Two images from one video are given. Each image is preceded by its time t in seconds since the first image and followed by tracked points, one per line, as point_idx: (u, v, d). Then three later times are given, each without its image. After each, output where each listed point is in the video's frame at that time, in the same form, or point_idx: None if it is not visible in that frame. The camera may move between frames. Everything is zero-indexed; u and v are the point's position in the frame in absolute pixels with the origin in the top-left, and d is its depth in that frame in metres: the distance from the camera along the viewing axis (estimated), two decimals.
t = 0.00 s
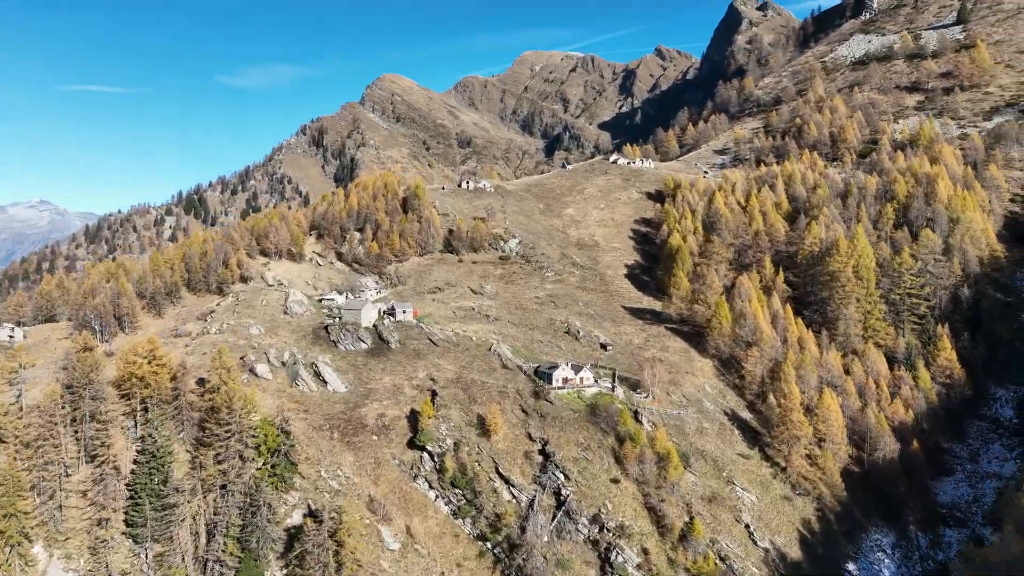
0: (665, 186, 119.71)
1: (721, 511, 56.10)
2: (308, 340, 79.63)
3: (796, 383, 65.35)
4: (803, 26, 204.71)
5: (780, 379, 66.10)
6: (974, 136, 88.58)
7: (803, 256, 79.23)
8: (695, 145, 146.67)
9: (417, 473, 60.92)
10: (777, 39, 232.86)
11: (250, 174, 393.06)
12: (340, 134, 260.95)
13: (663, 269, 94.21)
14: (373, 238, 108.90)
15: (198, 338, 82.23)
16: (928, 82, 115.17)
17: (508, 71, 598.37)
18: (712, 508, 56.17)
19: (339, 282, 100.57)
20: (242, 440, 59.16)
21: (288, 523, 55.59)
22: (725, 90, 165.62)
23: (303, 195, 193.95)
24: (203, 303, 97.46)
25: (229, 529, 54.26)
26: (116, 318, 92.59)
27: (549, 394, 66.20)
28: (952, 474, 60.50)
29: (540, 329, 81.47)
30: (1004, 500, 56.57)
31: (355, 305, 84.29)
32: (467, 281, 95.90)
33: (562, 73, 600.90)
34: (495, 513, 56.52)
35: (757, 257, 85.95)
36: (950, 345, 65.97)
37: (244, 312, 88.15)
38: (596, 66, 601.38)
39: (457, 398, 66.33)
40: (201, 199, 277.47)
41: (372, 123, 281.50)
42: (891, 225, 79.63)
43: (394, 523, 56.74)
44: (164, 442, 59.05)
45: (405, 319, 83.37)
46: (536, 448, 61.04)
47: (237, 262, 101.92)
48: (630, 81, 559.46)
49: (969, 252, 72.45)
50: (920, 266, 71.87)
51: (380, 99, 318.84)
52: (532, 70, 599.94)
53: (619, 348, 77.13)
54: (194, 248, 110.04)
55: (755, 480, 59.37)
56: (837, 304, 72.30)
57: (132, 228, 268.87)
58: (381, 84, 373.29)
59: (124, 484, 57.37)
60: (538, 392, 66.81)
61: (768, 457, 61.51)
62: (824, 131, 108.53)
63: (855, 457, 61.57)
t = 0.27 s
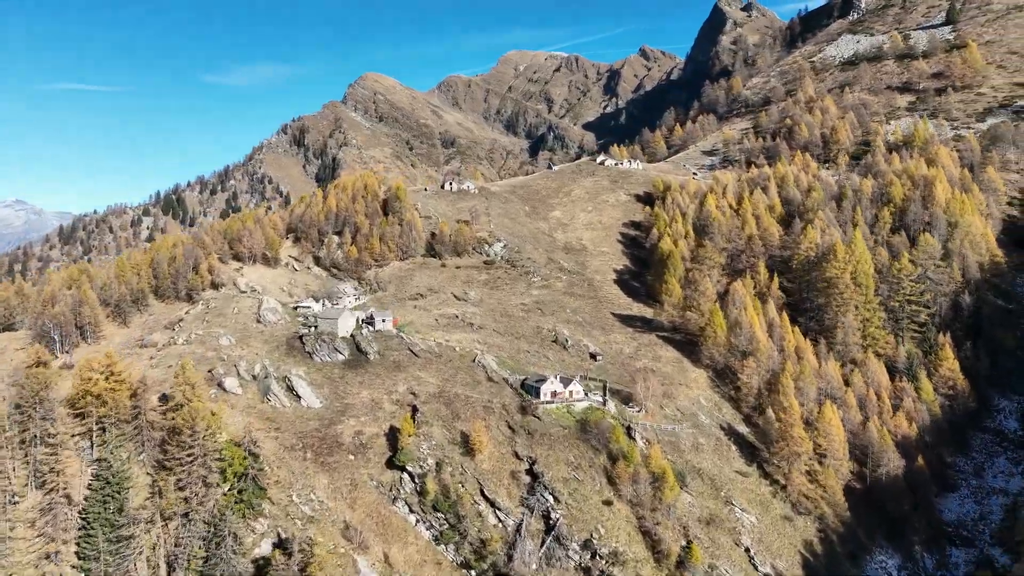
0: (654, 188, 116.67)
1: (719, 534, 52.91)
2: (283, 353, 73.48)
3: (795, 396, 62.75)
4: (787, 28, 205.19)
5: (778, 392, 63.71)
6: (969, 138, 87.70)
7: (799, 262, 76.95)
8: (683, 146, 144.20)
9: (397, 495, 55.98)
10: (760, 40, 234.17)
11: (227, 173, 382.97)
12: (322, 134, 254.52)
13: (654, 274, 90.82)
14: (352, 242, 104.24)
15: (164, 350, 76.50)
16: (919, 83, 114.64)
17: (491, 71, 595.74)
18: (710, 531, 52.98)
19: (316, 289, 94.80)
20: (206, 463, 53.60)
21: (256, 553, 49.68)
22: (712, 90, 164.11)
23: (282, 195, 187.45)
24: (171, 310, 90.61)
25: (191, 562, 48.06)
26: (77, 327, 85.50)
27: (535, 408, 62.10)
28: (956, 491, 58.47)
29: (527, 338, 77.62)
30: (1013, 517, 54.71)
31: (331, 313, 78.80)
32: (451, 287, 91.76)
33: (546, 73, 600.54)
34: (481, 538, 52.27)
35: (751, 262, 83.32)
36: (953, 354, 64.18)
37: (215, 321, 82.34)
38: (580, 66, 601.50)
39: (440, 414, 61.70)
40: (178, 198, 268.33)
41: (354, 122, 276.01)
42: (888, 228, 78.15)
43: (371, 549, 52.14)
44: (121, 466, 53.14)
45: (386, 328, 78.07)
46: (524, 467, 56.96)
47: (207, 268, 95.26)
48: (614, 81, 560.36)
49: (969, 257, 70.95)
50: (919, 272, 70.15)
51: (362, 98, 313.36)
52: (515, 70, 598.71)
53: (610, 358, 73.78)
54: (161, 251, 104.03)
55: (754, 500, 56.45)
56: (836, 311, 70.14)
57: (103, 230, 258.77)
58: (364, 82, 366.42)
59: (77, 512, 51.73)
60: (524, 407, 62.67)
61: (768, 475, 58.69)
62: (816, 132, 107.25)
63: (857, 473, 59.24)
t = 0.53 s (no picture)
0: (649, 189, 113.57)
1: (726, 560, 49.64)
2: (260, 364, 68.67)
3: (801, 409, 60.03)
4: (777, 27, 204.62)
5: (784, 404, 61.15)
6: (972, 137, 86.39)
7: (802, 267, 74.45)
8: (676, 147, 141.47)
9: (380, 520, 51.59)
10: (751, 41, 234.27)
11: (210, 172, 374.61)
12: (308, 133, 248.88)
13: (650, 279, 87.41)
14: (335, 245, 99.91)
15: (134, 360, 70.23)
16: (917, 82, 113.52)
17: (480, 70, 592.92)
18: (716, 556, 49.70)
19: (297, 295, 89.60)
20: (170, 492, 47.71)
21: None
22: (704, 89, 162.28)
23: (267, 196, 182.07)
24: (144, 318, 83.97)
25: None
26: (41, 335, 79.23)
27: (525, 424, 58.06)
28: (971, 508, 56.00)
29: (518, 346, 73.91)
30: None
31: (311, 322, 73.97)
32: (439, 293, 87.80)
33: (535, 73, 599.81)
34: (470, 567, 48.37)
35: (750, 267, 80.53)
36: (963, 363, 61.99)
37: (189, 330, 76.89)
38: (569, 65, 601.81)
39: (426, 431, 57.35)
40: (160, 198, 260.61)
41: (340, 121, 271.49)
42: (892, 231, 76.32)
43: None
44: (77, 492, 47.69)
45: (370, 338, 73.33)
46: (516, 488, 53.09)
47: (182, 273, 88.16)
48: (603, 81, 561.03)
49: (977, 262, 68.93)
50: (926, 277, 68.00)
51: (349, 96, 308.69)
52: (504, 70, 596.98)
53: (606, 368, 70.42)
54: (132, 254, 98.50)
55: (760, 520, 53.37)
56: (841, 319, 67.70)
57: (80, 231, 250.43)
58: (350, 81, 360.17)
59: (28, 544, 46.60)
60: (514, 422, 58.55)
61: (774, 493, 55.76)
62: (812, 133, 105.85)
63: (868, 490, 56.55)
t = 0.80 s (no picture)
0: (650, 190, 110.17)
1: None
2: (243, 375, 64.49)
3: (816, 423, 56.83)
4: (777, 26, 202.41)
5: (797, 418, 58.12)
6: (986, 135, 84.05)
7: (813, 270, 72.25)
8: (676, 146, 138.20)
9: (370, 545, 47.74)
10: (749, 40, 232.55)
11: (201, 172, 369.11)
12: (303, 133, 244.75)
13: (653, 283, 83.79)
14: (326, 248, 95.99)
15: (110, 371, 65.82)
16: (925, 79, 111.40)
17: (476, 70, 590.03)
18: None
19: (285, 300, 85.31)
20: (138, 520, 43.41)
21: None
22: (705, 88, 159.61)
23: (259, 197, 177.96)
24: (124, 326, 78.86)
25: None
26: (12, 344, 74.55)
27: (523, 439, 54.17)
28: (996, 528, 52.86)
29: (516, 355, 70.22)
30: None
31: (296, 329, 69.62)
32: (433, 298, 84.01)
33: (532, 73, 597.90)
34: None
35: (757, 271, 77.25)
36: (985, 373, 58.99)
37: (169, 338, 72.42)
38: (566, 65, 599.88)
39: (418, 448, 53.35)
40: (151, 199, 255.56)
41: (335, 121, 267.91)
42: (906, 234, 73.59)
43: None
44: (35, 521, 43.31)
45: (359, 347, 68.89)
46: (514, 510, 49.37)
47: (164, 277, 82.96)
48: (599, 81, 559.14)
49: (997, 265, 66.02)
50: (944, 282, 65.11)
51: (344, 96, 305.17)
52: (500, 70, 595.02)
53: (608, 378, 66.94)
54: (112, 257, 94.03)
55: (775, 543, 49.90)
56: (855, 325, 65.18)
57: (65, 232, 244.73)
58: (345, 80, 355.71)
59: None
60: (512, 437, 54.54)
61: (788, 513, 52.44)
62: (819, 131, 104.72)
63: (888, 509, 53.32)
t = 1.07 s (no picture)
0: (648, 190, 106.81)
1: None
2: (219, 388, 59.97)
3: (830, 438, 53.76)
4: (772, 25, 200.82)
5: (809, 432, 55.15)
6: (996, 133, 82.07)
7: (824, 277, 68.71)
8: (674, 145, 135.02)
9: None
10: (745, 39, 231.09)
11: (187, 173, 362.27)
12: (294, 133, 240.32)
13: (653, 288, 80.38)
14: (312, 251, 91.77)
15: (76, 385, 60.58)
16: (929, 77, 109.73)
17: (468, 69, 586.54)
18: None
19: (268, 305, 80.60)
20: (96, 555, 39.60)
21: None
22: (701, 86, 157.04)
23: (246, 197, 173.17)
24: (95, 334, 73.67)
25: None
26: None
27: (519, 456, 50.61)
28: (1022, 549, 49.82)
29: (511, 365, 66.49)
30: None
31: (278, 338, 65.29)
32: (423, 303, 80.17)
33: (525, 72, 595.57)
34: None
35: (763, 275, 74.11)
36: (1006, 383, 56.21)
37: (143, 347, 67.49)
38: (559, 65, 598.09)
39: (405, 469, 49.38)
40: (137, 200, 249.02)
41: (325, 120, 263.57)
42: (916, 236, 71.05)
43: None
44: None
45: (344, 357, 64.54)
46: (509, 536, 45.34)
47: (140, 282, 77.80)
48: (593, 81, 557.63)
49: (1014, 268, 63.38)
50: (959, 287, 62.43)
51: (335, 95, 300.95)
52: (493, 70, 592.36)
53: (608, 389, 63.44)
54: (85, 260, 89.14)
55: (791, 569, 46.46)
56: (868, 335, 62.15)
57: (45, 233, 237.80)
58: (336, 80, 350.94)
59: None
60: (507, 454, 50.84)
61: (803, 535, 49.09)
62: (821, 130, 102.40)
63: (908, 530, 50.14)
